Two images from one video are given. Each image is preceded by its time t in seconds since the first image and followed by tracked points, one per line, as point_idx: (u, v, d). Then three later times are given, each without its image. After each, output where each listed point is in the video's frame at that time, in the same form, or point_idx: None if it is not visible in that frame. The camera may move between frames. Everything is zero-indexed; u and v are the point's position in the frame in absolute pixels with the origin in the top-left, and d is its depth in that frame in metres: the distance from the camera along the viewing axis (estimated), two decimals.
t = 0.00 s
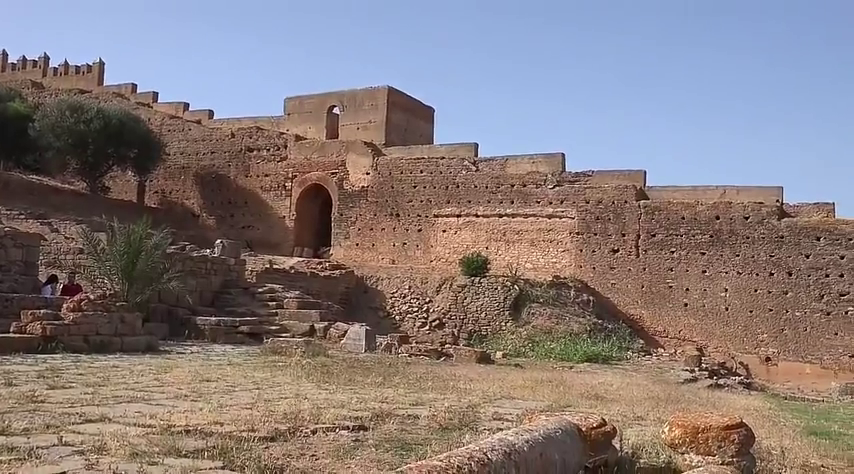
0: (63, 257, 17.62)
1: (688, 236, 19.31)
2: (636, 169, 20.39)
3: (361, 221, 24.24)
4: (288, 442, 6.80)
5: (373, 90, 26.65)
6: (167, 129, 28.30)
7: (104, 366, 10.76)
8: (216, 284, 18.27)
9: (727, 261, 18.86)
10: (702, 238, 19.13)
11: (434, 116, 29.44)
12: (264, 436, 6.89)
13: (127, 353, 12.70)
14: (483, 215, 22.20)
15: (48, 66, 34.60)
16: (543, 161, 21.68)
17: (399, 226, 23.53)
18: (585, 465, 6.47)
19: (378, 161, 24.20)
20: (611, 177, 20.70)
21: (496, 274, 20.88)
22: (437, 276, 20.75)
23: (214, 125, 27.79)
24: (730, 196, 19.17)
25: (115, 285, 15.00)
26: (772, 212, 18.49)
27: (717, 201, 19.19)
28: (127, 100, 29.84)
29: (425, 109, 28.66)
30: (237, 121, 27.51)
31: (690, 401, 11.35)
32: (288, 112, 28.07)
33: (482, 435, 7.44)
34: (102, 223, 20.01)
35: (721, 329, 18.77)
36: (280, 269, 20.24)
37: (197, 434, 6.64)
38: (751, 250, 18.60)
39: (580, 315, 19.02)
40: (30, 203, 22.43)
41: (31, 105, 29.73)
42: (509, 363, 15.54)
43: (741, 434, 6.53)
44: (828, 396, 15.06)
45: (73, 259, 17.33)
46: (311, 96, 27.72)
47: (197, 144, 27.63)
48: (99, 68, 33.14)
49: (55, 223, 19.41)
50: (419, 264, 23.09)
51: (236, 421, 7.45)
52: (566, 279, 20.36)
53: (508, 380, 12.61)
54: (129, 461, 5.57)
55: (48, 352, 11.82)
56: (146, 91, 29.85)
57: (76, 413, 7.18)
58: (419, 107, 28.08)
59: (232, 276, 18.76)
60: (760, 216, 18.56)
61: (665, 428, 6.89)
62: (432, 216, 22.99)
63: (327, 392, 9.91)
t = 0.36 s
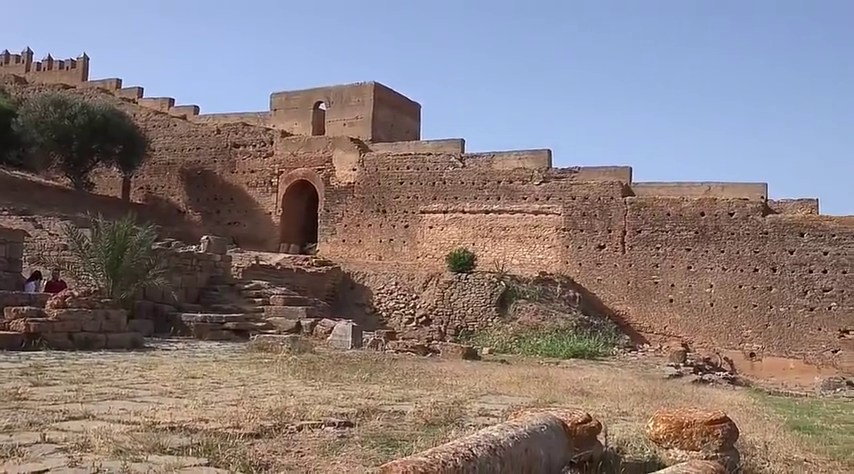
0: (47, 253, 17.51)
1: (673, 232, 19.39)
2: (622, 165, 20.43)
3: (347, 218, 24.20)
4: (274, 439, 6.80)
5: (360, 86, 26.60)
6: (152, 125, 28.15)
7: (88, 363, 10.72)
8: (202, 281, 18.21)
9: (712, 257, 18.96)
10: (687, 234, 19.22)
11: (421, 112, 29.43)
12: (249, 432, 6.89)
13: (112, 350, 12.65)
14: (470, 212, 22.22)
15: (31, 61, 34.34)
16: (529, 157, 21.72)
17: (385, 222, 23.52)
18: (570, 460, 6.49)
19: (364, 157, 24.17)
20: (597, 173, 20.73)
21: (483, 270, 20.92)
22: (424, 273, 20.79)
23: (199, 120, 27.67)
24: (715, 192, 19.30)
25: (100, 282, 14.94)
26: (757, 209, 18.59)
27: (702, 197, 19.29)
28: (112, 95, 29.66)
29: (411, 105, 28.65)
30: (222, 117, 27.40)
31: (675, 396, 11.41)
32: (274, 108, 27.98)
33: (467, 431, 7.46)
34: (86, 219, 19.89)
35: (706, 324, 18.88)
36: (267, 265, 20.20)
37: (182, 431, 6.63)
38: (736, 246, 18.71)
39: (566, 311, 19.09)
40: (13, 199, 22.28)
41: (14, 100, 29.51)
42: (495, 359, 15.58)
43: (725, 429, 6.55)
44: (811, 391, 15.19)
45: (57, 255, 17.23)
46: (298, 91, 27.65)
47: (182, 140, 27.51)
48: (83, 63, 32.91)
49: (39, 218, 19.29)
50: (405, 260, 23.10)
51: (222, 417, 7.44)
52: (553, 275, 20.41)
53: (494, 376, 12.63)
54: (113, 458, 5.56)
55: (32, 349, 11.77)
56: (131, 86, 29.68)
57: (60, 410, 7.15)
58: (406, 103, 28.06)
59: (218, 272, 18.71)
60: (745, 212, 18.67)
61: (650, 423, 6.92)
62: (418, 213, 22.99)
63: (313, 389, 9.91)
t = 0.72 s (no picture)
0: (32, 250, 17.40)
1: (660, 229, 19.47)
2: (609, 163, 20.44)
3: (335, 214, 24.16)
4: (261, 435, 6.79)
5: (347, 82, 26.54)
6: (138, 121, 28.00)
7: (73, 361, 10.66)
8: (189, 278, 18.15)
9: (698, 254, 19.04)
10: (674, 231, 19.30)
11: (408, 109, 29.41)
12: (236, 429, 6.88)
13: (98, 347, 12.59)
14: (457, 209, 22.24)
15: (16, 56, 34.11)
16: (516, 154, 21.70)
17: (373, 219, 23.49)
18: (557, 455, 6.51)
19: (352, 154, 24.13)
20: (584, 171, 20.76)
21: (471, 267, 20.94)
22: (412, 270, 20.81)
23: (186, 117, 27.56)
24: (701, 189, 19.39)
25: (86, 279, 14.85)
26: (743, 206, 18.69)
27: (688, 194, 19.37)
28: (97, 91, 29.49)
29: (399, 102, 28.61)
30: (209, 113, 27.30)
31: (661, 392, 11.45)
32: (261, 104, 27.89)
33: (454, 427, 7.48)
34: (72, 216, 19.77)
35: (692, 320, 18.97)
36: (254, 262, 20.15)
37: (168, 429, 6.60)
38: (722, 242, 18.80)
39: (553, 307, 19.14)
40: None
41: None
42: (483, 355, 15.60)
43: (710, 425, 6.57)
44: (797, 387, 15.30)
45: (42, 252, 17.12)
46: (285, 88, 27.56)
47: (169, 136, 27.39)
48: (69, 59, 32.70)
49: (24, 215, 19.17)
50: (393, 256, 23.09)
51: (208, 414, 7.42)
52: (540, 271, 20.44)
53: (481, 372, 12.64)
54: (98, 456, 5.54)
55: (17, 347, 11.71)
56: (116, 82, 29.52)
57: (44, 408, 7.11)
58: (394, 99, 28.03)
59: (205, 269, 18.65)
60: (731, 209, 18.77)
61: (636, 419, 6.95)
62: (406, 209, 22.99)
63: (300, 386, 9.89)
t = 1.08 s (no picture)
0: (15, 246, 17.28)
1: (644, 225, 19.55)
2: (594, 159, 20.53)
3: (321, 211, 24.12)
4: (246, 432, 6.79)
5: (334, 78, 26.48)
6: (122, 116, 27.84)
7: (57, 358, 10.60)
8: (174, 274, 18.07)
9: (683, 250, 19.14)
10: (659, 228, 19.38)
11: (394, 105, 29.38)
12: (221, 426, 6.87)
13: (82, 344, 12.53)
14: (443, 205, 22.25)
15: None
16: (503, 150, 21.80)
17: (359, 216, 23.46)
18: (542, 450, 6.54)
19: (338, 150, 24.10)
20: (569, 168, 20.86)
21: (456, 264, 20.94)
22: (398, 266, 20.79)
23: (171, 113, 27.43)
24: (686, 186, 19.49)
25: (70, 275, 14.77)
26: (727, 203, 18.79)
27: (673, 191, 19.46)
28: (81, 86, 29.30)
29: (385, 98, 28.58)
30: (195, 109, 27.18)
31: (646, 387, 11.51)
32: (247, 100, 27.79)
33: (440, 424, 7.50)
34: (56, 212, 19.65)
35: (677, 316, 19.06)
36: (239, 259, 20.10)
37: (152, 426, 6.58)
38: (707, 239, 18.90)
39: (539, 304, 19.19)
40: None
41: None
42: (469, 352, 15.63)
43: (694, 420, 6.61)
44: (780, 382, 15.41)
45: (26, 249, 17.00)
46: (271, 83, 27.47)
47: (154, 132, 27.25)
48: (52, 54, 32.45)
49: (7, 211, 19.03)
50: (379, 253, 23.08)
51: (192, 411, 7.40)
52: (526, 268, 20.48)
53: (467, 369, 12.66)
54: (81, 453, 5.52)
55: None
56: (101, 78, 29.33)
57: (27, 405, 7.07)
58: (380, 96, 27.99)
59: (190, 266, 18.57)
60: (715, 206, 18.86)
61: (621, 414, 6.99)
62: (392, 206, 22.98)
63: (286, 382, 9.88)
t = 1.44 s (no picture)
0: None
1: (629, 222, 19.63)
2: (579, 156, 20.61)
3: (306, 208, 24.07)
4: (230, 430, 6.78)
5: (319, 75, 26.41)
6: (106, 112, 27.66)
7: (40, 355, 10.54)
8: (158, 271, 17.99)
9: (667, 247, 19.23)
10: (643, 225, 19.46)
11: (380, 102, 29.35)
12: (205, 423, 6.85)
13: (65, 341, 12.46)
14: (429, 202, 22.25)
15: None
16: (489, 147, 21.74)
17: (345, 213, 23.44)
18: (526, 446, 6.57)
19: (323, 147, 24.05)
20: (555, 165, 20.87)
21: (442, 261, 20.96)
22: (383, 263, 20.78)
23: (156, 109, 27.30)
24: (671, 183, 19.57)
25: (53, 272, 14.69)
26: (711, 200, 18.88)
27: (658, 188, 19.55)
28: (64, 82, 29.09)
29: (371, 95, 28.54)
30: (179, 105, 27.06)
31: (630, 384, 11.57)
32: (232, 96, 27.69)
33: (425, 420, 7.51)
34: (38, 208, 19.51)
35: (661, 313, 19.16)
36: (224, 256, 20.04)
37: (136, 423, 6.56)
38: (691, 236, 18.99)
39: (524, 301, 19.24)
40: None
41: None
42: (454, 349, 15.65)
43: (678, 416, 6.65)
44: (762, 378, 15.52)
45: (8, 245, 16.88)
46: (256, 80, 27.37)
47: (138, 128, 27.10)
48: (35, 49, 32.20)
49: None
50: (365, 250, 23.07)
51: (176, 409, 7.39)
52: (511, 265, 20.53)
53: (453, 366, 12.68)
54: (64, 450, 5.50)
55: None
56: (84, 73, 29.13)
57: (9, 403, 7.02)
58: (366, 92, 27.96)
59: (174, 262, 18.49)
60: (699, 203, 18.95)
61: (605, 411, 7.01)
62: (378, 203, 22.97)
63: (271, 379, 9.86)
